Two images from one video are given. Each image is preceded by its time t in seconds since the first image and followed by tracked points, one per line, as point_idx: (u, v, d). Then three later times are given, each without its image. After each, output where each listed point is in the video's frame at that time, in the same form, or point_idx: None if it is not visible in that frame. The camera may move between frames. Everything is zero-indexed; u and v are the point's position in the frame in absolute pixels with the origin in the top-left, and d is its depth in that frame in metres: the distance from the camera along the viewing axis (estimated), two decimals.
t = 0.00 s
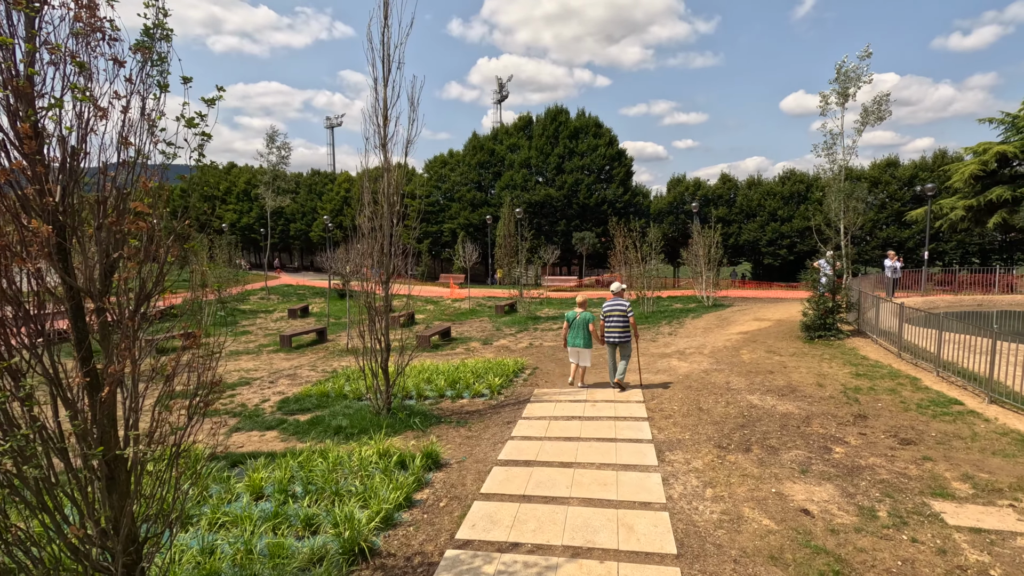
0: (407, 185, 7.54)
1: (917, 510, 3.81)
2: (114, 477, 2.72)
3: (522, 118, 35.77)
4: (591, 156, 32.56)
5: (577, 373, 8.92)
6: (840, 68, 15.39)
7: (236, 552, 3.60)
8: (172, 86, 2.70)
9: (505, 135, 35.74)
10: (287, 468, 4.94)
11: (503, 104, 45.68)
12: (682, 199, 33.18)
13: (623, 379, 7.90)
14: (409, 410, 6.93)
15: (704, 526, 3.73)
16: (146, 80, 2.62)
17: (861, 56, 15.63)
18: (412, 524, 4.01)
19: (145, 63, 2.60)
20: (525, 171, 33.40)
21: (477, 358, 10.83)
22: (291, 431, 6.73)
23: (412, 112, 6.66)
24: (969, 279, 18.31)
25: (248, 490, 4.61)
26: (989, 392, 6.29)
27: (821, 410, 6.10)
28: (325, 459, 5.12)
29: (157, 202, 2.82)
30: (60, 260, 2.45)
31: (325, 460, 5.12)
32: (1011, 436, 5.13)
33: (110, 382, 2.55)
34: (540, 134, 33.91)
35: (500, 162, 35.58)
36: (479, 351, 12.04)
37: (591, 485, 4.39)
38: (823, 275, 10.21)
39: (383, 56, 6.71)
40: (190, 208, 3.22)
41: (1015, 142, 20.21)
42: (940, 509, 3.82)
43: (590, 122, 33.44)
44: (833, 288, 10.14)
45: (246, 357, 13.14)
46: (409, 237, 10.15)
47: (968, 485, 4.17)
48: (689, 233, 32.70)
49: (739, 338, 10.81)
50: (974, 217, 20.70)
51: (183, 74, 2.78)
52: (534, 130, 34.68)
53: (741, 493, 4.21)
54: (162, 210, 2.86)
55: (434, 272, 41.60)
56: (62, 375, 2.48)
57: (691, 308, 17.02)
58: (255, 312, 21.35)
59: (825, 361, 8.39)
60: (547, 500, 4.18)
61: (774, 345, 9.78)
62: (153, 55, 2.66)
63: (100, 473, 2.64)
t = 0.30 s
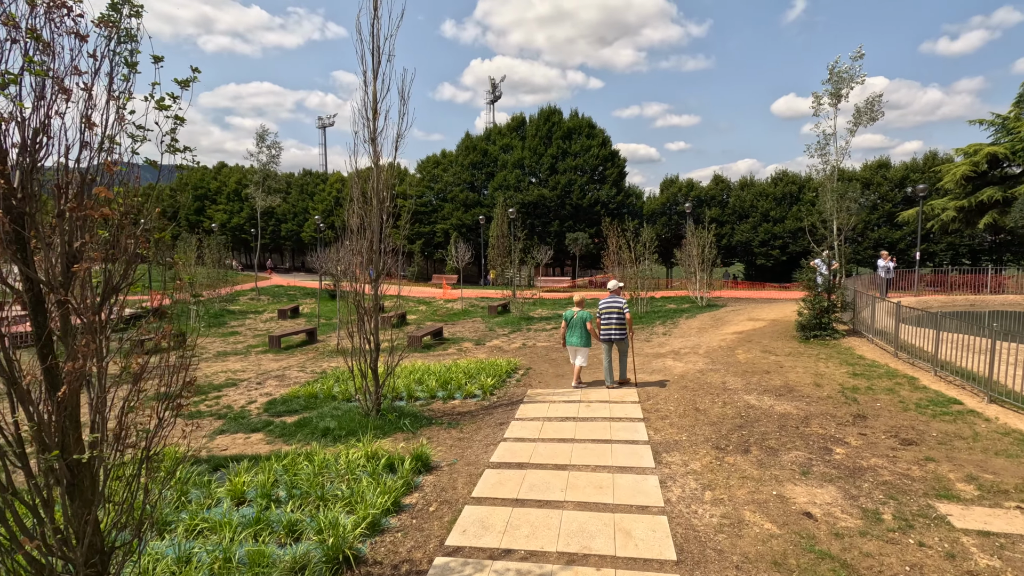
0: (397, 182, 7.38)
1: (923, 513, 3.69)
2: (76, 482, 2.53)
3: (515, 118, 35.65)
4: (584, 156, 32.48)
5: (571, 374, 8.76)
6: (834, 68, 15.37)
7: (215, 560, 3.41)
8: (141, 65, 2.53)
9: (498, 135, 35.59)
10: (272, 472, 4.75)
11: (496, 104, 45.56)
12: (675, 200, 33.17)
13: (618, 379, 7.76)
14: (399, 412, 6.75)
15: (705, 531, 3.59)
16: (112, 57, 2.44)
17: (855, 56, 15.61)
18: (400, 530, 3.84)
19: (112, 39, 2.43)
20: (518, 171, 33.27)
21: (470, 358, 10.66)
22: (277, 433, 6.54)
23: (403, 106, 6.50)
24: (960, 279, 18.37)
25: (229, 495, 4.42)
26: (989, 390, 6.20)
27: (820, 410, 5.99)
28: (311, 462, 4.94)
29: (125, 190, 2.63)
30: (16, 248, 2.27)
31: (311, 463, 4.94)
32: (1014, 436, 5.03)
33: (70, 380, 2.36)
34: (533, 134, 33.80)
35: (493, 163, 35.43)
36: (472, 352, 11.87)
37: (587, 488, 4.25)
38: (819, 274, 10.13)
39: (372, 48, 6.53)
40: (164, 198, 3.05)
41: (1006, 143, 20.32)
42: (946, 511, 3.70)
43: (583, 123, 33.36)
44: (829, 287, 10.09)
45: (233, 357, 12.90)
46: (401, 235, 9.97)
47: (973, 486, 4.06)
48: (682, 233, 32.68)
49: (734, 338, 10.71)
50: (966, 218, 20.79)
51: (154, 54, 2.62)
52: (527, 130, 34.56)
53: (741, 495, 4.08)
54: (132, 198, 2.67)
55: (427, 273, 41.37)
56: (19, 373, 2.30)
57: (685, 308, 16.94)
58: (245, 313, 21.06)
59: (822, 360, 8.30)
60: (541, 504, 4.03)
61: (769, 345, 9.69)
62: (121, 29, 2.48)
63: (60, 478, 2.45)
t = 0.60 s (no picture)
0: (388, 177, 7.22)
1: (926, 515, 3.58)
2: (37, 485, 2.38)
3: (509, 119, 35.58)
4: (578, 157, 32.45)
5: (564, 374, 8.63)
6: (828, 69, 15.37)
7: (190, 568, 3.24)
8: (107, 39, 2.38)
9: (492, 136, 35.46)
10: (254, 475, 4.58)
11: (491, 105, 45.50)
12: (669, 201, 33.17)
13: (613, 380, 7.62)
14: (389, 413, 6.59)
15: (703, 535, 3.45)
16: (75, 31, 2.28)
17: (848, 56, 15.60)
18: (386, 535, 3.68)
19: (74, 10, 2.26)
20: (512, 172, 33.16)
21: (462, 358, 10.51)
22: (262, 435, 6.36)
23: (393, 99, 6.35)
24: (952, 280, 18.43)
25: (209, 499, 4.24)
26: (988, 390, 6.12)
27: (817, 409, 5.89)
28: (296, 464, 4.76)
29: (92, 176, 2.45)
30: None
31: (296, 465, 4.76)
32: (1015, 436, 4.95)
33: (23, 377, 2.20)
34: (527, 135, 33.72)
35: (487, 164, 35.29)
36: (465, 352, 11.72)
37: (581, 490, 4.11)
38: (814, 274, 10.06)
39: (362, 40, 6.39)
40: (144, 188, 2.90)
41: (997, 145, 20.43)
42: (951, 513, 3.59)
43: (577, 124, 33.31)
44: (825, 287, 10.06)
45: (221, 358, 12.69)
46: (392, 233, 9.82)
47: (977, 487, 3.96)
48: (676, 235, 32.66)
49: (728, 338, 10.62)
50: (957, 219, 20.87)
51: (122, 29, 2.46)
52: (521, 131, 34.46)
53: (740, 497, 3.95)
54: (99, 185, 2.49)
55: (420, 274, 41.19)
56: None
57: (679, 309, 16.88)
58: (235, 314, 20.81)
59: (817, 360, 8.21)
60: (534, 507, 3.88)
61: (764, 345, 9.61)
62: None
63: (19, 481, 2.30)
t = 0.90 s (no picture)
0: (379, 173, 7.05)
1: (937, 518, 3.45)
2: None
3: (503, 121, 35.49)
4: (572, 159, 32.40)
5: (560, 376, 8.49)
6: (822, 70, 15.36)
7: None
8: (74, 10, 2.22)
9: (485, 137, 35.36)
10: (238, 478, 4.39)
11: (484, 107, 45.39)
12: (663, 203, 33.16)
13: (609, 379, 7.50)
14: (380, 414, 6.41)
15: (707, 540, 3.31)
16: None
17: (843, 57, 15.58)
18: (375, 541, 3.51)
19: None
20: (506, 173, 33.02)
21: (456, 359, 10.34)
22: (249, 437, 6.17)
23: (384, 92, 6.20)
24: (945, 282, 18.47)
25: (190, 505, 4.06)
26: (990, 391, 6.03)
27: (818, 410, 5.78)
28: (282, 467, 4.59)
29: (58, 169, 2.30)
30: None
31: (282, 469, 4.58)
32: (1020, 436, 4.85)
33: None
34: (521, 137, 33.63)
35: (481, 165, 35.15)
36: (458, 353, 11.56)
37: (578, 494, 3.95)
38: (811, 274, 9.98)
39: (353, 31, 6.24)
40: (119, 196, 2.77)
41: (989, 147, 20.54)
42: (961, 516, 3.47)
43: (571, 126, 33.25)
44: (822, 287, 9.91)
45: (210, 360, 12.45)
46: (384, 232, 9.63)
47: (986, 489, 3.84)
48: (670, 237, 32.63)
49: (725, 339, 10.52)
50: (950, 221, 20.93)
51: None
52: (515, 133, 34.38)
53: (743, 500, 3.81)
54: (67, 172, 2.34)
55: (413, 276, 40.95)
56: None
57: (673, 310, 16.79)
58: (225, 315, 20.55)
59: (816, 361, 8.11)
60: (529, 511, 3.72)
61: (761, 346, 9.51)
62: None
63: None
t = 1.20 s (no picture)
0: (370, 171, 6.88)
1: (945, 525, 3.33)
2: None
3: (497, 123, 35.40)
4: (566, 162, 32.35)
5: (555, 378, 8.35)
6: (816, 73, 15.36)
7: None
8: None
9: (479, 140, 35.25)
10: (221, 486, 4.22)
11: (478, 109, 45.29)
12: (657, 206, 33.14)
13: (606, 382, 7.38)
14: (370, 419, 6.24)
15: (710, 550, 3.17)
16: None
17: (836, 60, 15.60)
18: (362, 552, 3.35)
19: None
20: (500, 176, 32.88)
21: (449, 362, 10.18)
22: (235, 443, 5.99)
23: (375, 89, 6.05)
24: (938, 285, 18.49)
25: (171, 514, 3.88)
26: (991, 392, 5.96)
27: (818, 413, 5.67)
28: (267, 474, 4.42)
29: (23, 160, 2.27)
30: None
31: (267, 476, 4.41)
32: None
33: None
34: (515, 139, 33.53)
35: (474, 168, 35.02)
36: (451, 356, 11.40)
37: (575, 500, 3.81)
38: (807, 276, 9.91)
39: (342, 25, 6.08)
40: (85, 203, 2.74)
41: (980, 150, 20.65)
42: (970, 522, 3.36)
43: (565, 128, 33.20)
44: (818, 288, 9.86)
45: (198, 363, 12.21)
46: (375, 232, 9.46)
47: (995, 494, 3.73)
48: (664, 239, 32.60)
49: (721, 341, 10.41)
50: (943, 223, 20.98)
51: None
52: (509, 135, 34.28)
53: (746, 507, 3.69)
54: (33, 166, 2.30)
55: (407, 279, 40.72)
56: None
57: (668, 312, 16.70)
58: (215, 318, 20.29)
59: (813, 363, 8.02)
60: (524, 519, 3.58)
61: (758, 348, 9.41)
62: None
63: None
